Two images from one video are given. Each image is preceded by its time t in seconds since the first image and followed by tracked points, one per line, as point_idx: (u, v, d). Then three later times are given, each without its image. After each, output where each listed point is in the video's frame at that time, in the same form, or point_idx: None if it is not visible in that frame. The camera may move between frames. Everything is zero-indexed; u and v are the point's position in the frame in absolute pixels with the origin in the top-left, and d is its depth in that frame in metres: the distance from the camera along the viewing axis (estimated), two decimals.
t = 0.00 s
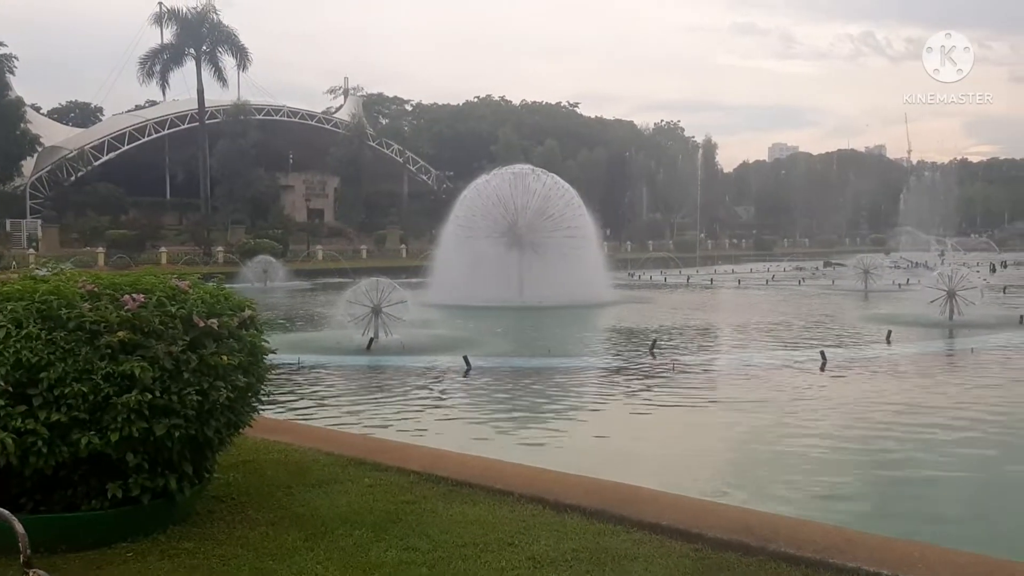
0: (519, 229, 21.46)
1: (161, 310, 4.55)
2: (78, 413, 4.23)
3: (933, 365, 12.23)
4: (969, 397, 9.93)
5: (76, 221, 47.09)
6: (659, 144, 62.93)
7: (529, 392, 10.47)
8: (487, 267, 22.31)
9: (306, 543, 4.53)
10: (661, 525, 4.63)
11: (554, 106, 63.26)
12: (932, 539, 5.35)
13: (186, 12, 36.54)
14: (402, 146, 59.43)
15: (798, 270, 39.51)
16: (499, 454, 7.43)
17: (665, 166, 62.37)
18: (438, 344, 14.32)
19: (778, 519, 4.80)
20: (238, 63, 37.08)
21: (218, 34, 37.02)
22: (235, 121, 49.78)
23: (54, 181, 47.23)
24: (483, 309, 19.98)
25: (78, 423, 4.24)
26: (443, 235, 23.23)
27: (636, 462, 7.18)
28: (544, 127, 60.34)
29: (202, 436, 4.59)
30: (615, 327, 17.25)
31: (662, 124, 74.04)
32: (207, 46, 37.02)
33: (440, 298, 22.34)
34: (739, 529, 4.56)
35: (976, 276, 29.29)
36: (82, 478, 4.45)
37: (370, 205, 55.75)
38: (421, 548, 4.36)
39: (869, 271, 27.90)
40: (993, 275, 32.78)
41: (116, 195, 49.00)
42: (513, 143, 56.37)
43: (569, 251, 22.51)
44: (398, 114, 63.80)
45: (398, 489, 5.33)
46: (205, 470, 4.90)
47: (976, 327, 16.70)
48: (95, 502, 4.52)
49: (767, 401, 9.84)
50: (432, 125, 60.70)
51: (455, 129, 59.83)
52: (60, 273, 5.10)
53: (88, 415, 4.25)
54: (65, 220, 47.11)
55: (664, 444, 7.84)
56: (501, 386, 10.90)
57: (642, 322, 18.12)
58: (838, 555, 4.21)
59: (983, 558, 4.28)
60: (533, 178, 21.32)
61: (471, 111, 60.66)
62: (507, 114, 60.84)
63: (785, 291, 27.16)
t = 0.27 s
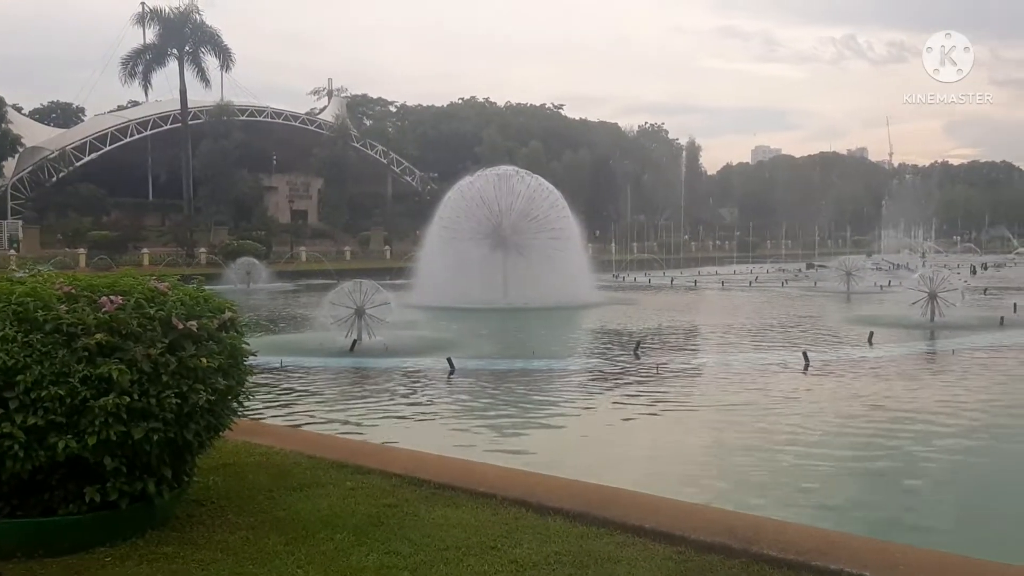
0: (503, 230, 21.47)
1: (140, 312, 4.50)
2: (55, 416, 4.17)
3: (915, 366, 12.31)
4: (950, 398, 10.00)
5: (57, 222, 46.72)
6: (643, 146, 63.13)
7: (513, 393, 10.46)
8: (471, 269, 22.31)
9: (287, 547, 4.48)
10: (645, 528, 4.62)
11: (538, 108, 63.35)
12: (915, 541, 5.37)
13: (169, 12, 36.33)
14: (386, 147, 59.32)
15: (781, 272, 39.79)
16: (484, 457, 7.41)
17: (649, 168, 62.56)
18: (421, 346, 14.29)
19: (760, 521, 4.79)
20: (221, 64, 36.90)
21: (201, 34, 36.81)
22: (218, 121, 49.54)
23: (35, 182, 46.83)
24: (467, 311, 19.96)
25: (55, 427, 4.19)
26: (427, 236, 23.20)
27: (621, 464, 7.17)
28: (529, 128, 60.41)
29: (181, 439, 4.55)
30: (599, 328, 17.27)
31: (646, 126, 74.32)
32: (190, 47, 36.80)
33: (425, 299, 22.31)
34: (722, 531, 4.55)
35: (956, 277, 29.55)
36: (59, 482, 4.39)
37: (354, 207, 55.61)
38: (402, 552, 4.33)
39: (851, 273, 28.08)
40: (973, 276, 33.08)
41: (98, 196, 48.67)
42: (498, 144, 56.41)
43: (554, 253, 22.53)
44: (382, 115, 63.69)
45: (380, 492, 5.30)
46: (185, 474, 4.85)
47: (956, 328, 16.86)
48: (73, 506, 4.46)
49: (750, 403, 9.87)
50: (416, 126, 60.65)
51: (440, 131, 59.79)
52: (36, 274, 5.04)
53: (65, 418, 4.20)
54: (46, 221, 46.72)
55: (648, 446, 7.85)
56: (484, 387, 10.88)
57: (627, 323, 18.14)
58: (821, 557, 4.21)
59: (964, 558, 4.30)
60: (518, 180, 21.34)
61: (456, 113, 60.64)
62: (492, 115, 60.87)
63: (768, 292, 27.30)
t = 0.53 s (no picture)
0: (470, 230, 21.41)
1: (96, 312, 4.41)
2: (10, 419, 4.09)
3: (877, 366, 12.43)
4: (910, 397, 10.14)
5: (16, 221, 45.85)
6: (609, 146, 63.34)
7: (478, 394, 10.43)
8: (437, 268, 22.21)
9: (249, 551, 4.42)
10: (610, 528, 4.61)
11: (505, 108, 63.39)
12: (876, 540, 5.43)
13: (131, 9, 35.81)
14: (352, 146, 58.96)
15: (746, 273, 40.23)
16: (449, 458, 7.38)
17: (615, 169, 62.76)
18: (386, 346, 14.21)
19: (726, 521, 4.80)
20: (184, 61, 36.44)
21: (163, 32, 36.34)
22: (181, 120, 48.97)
23: None
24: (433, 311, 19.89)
25: (10, 429, 4.10)
26: (393, 237, 23.08)
27: (585, 464, 7.17)
28: (495, 128, 60.43)
29: (139, 442, 4.46)
30: (567, 329, 17.28)
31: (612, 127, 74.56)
32: (152, 44, 36.31)
33: (390, 300, 22.17)
34: (687, 532, 4.55)
35: (916, 278, 29.96)
36: (14, 487, 4.31)
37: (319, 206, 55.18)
38: (365, 555, 4.29)
39: (814, 273, 28.37)
40: (933, 277, 33.55)
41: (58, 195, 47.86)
42: (465, 144, 56.31)
43: (521, 253, 22.51)
44: (347, 114, 63.30)
45: (343, 495, 5.24)
46: (143, 477, 4.77)
47: (917, 328, 17.11)
48: (27, 511, 4.37)
49: (714, 403, 9.93)
50: (382, 126, 60.37)
51: (406, 131, 59.57)
52: None
53: (21, 421, 4.11)
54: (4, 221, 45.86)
55: (613, 447, 7.86)
56: (450, 388, 10.84)
57: (593, 323, 18.18)
58: (785, 557, 4.22)
59: (926, 556, 4.35)
60: (484, 180, 21.31)
61: (422, 113, 60.45)
62: (458, 116, 60.78)
63: (733, 293, 27.51)
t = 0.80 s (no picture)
0: (422, 232, 21.31)
1: (36, 316, 4.30)
2: None
3: (823, 368, 12.65)
4: (855, 399, 10.32)
5: None
6: (561, 149, 63.59)
7: (430, 398, 10.38)
8: (389, 271, 22.08)
9: (193, 559, 4.33)
10: (561, 531, 4.60)
11: (457, 110, 63.32)
12: (821, 540, 5.51)
13: (75, 6, 35.08)
14: (302, 147, 58.39)
15: (696, 275, 40.67)
16: (399, 462, 7.34)
17: (567, 171, 63.01)
18: (336, 349, 14.09)
19: (674, 522, 4.83)
20: (131, 60, 35.80)
21: (109, 30, 35.65)
22: (127, 119, 48.07)
23: None
24: (385, 314, 19.76)
25: None
26: (344, 239, 22.88)
27: (536, 467, 7.17)
28: (447, 131, 60.32)
29: (80, 448, 4.36)
30: (519, 331, 17.30)
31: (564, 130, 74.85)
32: (97, 42, 35.60)
33: (341, 303, 21.97)
34: (638, 534, 4.57)
35: (861, 281, 30.54)
36: None
37: (269, 208, 54.54)
38: (314, 562, 4.23)
39: (762, 276, 28.77)
40: (878, 280, 34.21)
41: None
42: (416, 146, 56.12)
43: (473, 255, 22.47)
44: (297, 115, 62.69)
45: (292, 500, 5.17)
46: (85, 484, 4.66)
47: (862, 330, 17.45)
48: None
49: (664, 405, 10.02)
50: (333, 126, 59.88)
51: (357, 132, 59.17)
52: None
53: None
54: None
55: (565, 450, 7.88)
56: (401, 392, 10.76)
57: (545, 326, 18.24)
58: (732, 558, 4.26)
59: (871, 556, 4.42)
60: (436, 182, 21.23)
61: (373, 114, 60.10)
62: (411, 117, 60.55)
63: (683, 295, 27.79)
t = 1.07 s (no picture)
0: (374, 234, 21.18)
1: None
2: None
3: (772, 369, 12.83)
4: (804, 400, 10.47)
5: None
6: (514, 152, 63.71)
7: (382, 402, 10.30)
8: (340, 274, 21.89)
9: (139, 568, 4.24)
10: (515, 535, 4.59)
11: (409, 112, 63.08)
12: (771, 540, 5.58)
13: (18, 3, 34.27)
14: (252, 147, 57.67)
15: (648, 277, 41.01)
16: (350, 467, 7.27)
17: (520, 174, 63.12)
18: (286, 353, 13.92)
19: (626, 524, 4.84)
20: (76, 58, 35.06)
21: (53, 27, 34.88)
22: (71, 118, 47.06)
23: None
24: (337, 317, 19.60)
25: None
26: (295, 241, 22.65)
27: (490, 471, 7.16)
28: (400, 132, 60.08)
29: (22, 456, 4.24)
30: (471, 333, 17.27)
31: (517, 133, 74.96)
32: (41, 40, 34.81)
33: (292, 306, 21.71)
34: (593, 536, 4.57)
35: (808, 283, 31.04)
36: None
37: (218, 209, 53.77)
38: (265, 569, 4.16)
39: (713, 278, 29.11)
40: (825, 282, 34.82)
41: None
42: (368, 148, 55.75)
43: (425, 257, 22.38)
44: (247, 115, 61.91)
45: (241, 507, 5.09)
46: (27, 492, 4.53)
47: (810, 331, 17.73)
48: None
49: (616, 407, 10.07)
50: (283, 127, 59.24)
51: (308, 132, 58.59)
52: None
53: None
54: None
55: (520, 453, 7.88)
56: (353, 396, 10.68)
57: (497, 328, 18.25)
58: (685, 559, 4.28)
59: (818, 555, 4.48)
60: (388, 183, 21.12)
61: (324, 115, 59.60)
62: (362, 119, 60.18)
63: (635, 297, 28.01)
